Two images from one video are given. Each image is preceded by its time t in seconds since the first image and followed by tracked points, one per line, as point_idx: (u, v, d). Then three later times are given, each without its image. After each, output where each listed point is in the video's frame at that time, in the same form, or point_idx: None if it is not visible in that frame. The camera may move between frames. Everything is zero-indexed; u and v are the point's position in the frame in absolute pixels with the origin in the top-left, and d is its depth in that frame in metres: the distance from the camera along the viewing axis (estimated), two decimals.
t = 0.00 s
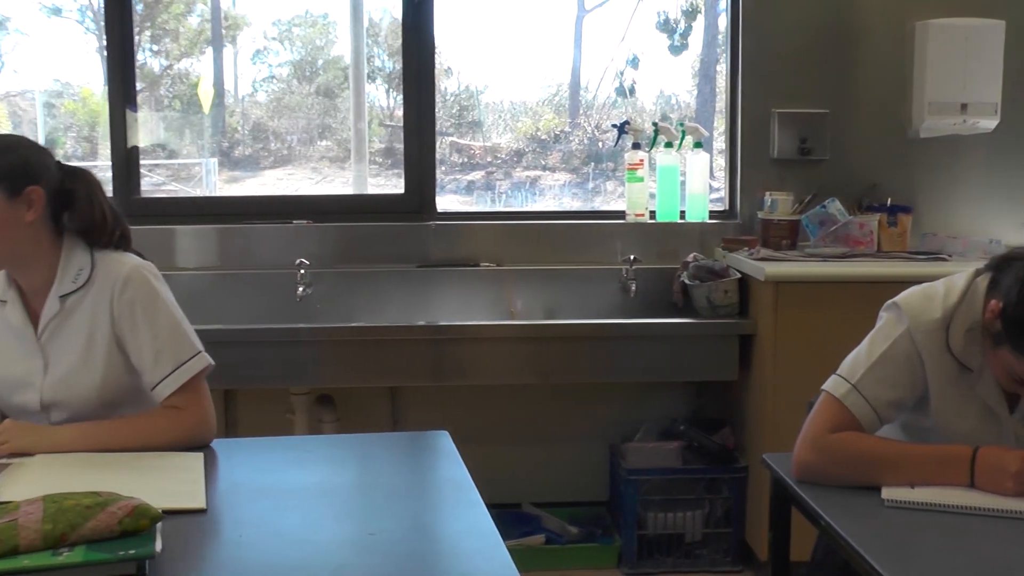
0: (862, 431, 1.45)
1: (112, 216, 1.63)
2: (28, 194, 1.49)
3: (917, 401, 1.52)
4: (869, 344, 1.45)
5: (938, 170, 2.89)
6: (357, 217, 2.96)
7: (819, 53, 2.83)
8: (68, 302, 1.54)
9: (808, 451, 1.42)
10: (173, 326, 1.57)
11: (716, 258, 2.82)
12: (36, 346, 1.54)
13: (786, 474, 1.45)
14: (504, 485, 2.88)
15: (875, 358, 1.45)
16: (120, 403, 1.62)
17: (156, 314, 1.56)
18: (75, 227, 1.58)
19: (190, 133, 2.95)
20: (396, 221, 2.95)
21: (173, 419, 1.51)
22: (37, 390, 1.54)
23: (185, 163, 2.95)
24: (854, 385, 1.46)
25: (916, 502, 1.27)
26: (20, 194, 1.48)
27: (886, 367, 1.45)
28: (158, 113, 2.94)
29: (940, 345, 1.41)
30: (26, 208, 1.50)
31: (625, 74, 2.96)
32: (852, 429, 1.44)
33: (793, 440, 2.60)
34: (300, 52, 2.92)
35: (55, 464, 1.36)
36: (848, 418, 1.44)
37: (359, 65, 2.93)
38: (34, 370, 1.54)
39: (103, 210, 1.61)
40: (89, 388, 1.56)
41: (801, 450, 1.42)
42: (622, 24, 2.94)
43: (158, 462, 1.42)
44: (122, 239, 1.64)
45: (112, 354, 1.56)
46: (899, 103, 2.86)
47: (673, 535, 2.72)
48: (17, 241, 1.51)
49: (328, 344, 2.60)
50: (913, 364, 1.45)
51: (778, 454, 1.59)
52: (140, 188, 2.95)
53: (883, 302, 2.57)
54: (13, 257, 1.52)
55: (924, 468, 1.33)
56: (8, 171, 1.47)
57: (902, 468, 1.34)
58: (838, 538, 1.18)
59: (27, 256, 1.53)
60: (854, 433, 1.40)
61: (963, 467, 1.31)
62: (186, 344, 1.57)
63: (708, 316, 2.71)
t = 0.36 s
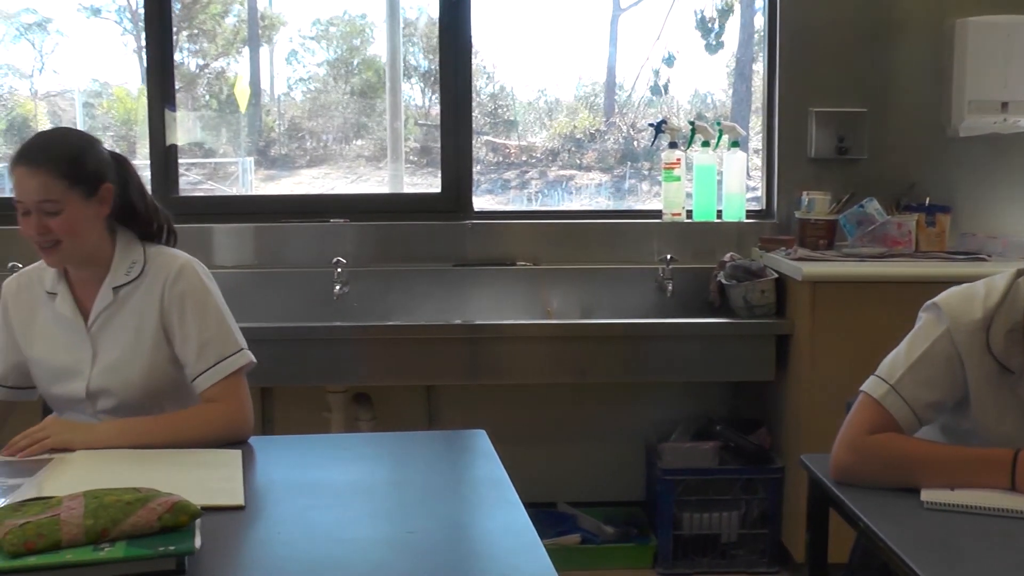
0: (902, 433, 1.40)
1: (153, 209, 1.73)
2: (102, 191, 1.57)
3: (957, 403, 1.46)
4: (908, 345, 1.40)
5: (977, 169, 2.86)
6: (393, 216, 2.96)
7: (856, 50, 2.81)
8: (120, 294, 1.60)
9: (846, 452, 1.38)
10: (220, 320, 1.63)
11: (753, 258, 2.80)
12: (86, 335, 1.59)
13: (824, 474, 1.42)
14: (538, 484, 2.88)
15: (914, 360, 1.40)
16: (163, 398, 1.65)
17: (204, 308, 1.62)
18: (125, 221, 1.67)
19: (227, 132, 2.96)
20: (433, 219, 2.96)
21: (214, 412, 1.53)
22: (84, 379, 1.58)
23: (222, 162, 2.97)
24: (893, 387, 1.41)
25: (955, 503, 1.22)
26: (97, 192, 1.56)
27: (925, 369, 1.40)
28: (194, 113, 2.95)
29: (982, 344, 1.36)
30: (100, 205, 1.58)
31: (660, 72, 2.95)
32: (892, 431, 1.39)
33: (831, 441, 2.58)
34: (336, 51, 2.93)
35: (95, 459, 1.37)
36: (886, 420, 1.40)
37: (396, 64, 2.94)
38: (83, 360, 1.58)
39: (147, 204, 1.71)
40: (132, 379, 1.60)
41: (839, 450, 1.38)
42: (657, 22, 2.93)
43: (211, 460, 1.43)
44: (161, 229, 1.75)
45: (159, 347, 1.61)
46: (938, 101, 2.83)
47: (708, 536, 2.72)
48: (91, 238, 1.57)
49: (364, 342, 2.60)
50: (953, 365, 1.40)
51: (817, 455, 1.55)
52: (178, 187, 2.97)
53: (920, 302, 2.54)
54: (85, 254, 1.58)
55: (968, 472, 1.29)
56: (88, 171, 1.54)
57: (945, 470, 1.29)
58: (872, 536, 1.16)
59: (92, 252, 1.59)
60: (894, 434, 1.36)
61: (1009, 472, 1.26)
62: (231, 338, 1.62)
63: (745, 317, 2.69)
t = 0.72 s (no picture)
0: (942, 436, 1.38)
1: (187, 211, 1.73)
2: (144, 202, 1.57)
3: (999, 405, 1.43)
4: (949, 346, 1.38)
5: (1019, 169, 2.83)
6: (430, 216, 2.97)
7: (894, 49, 2.79)
8: (161, 299, 1.62)
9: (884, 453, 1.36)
10: (257, 324, 1.65)
11: (791, 258, 2.79)
12: (126, 341, 1.62)
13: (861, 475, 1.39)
14: (573, 484, 2.88)
15: (954, 361, 1.38)
16: (202, 398, 1.68)
17: (242, 311, 1.65)
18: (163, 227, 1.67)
19: (264, 131, 2.97)
20: (471, 218, 2.97)
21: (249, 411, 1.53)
22: (127, 384, 1.61)
23: (259, 161, 2.98)
24: (932, 388, 1.39)
25: (997, 505, 1.20)
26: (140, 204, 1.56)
27: (966, 371, 1.38)
28: (232, 113, 2.97)
29: None
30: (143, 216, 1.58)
31: (696, 71, 2.94)
32: (933, 433, 1.36)
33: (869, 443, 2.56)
34: (372, 51, 2.94)
35: (139, 458, 1.37)
36: (926, 422, 1.37)
37: (432, 63, 2.95)
38: (125, 365, 1.61)
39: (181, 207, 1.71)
40: (172, 383, 1.63)
41: (877, 452, 1.35)
42: (693, 21, 2.92)
43: (266, 458, 1.44)
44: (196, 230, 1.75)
45: (198, 350, 1.64)
46: (978, 100, 2.80)
47: (744, 537, 2.71)
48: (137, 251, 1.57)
49: (400, 342, 2.60)
50: (995, 367, 1.37)
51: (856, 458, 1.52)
52: (217, 186, 2.99)
53: (959, 304, 2.50)
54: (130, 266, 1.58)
55: (1010, 477, 1.26)
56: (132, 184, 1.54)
57: (987, 474, 1.27)
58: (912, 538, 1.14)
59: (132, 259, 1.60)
60: (933, 437, 1.34)
61: None
62: (268, 340, 1.64)
63: (782, 317, 2.68)
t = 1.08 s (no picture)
0: (982, 439, 1.37)
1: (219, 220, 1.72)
2: (149, 204, 1.58)
3: None
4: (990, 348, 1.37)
5: None
6: (465, 215, 2.98)
7: (931, 48, 2.77)
8: (184, 304, 1.62)
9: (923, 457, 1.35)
10: (285, 326, 1.65)
11: (828, 259, 2.77)
12: (152, 345, 1.61)
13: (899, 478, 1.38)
14: (607, 484, 2.87)
15: (994, 363, 1.37)
16: (230, 399, 1.68)
17: (268, 314, 1.64)
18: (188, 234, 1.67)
19: (299, 131, 2.99)
20: (506, 217, 2.97)
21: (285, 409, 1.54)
22: (154, 389, 1.61)
23: (295, 161, 2.99)
24: (972, 391, 1.38)
25: None
26: (143, 205, 1.56)
27: (1007, 372, 1.37)
28: (268, 113, 2.98)
29: None
30: (149, 219, 1.58)
31: (732, 71, 2.93)
32: (972, 435, 1.36)
33: (907, 446, 2.54)
34: (407, 51, 2.95)
35: (174, 457, 1.37)
36: (965, 425, 1.37)
37: (467, 63, 2.95)
38: (151, 369, 1.61)
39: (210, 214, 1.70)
40: (199, 386, 1.63)
41: (915, 455, 1.34)
42: (728, 21, 2.91)
43: (307, 457, 1.44)
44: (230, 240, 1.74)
45: (224, 353, 1.64)
46: (1016, 98, 2.77)
47: (780, 539, 2.70)
48: (141, 252, 1.58)
49: (436, 341, 2.60)
50: None
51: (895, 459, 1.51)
52: (254, 186, 3.01)
53: (996, 307, 2.47)
54: (135, 267, 1.58)
55: None
56: (131, 184, 1.55)
57: None
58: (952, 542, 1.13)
59: (147, 262, 1.60)
60: (972, 440, 1.33)
61: None
62: (297, 342, 1.64)
63: (819, 318, 2.66)
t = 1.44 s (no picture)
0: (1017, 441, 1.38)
1: (238, 235, 1.68)
2: (146, 225, 1.58)
3: None
4: None
5: None
6: (498, 214, 2.98)
7: (966, 45, 2.75)
8: (190, 314, 1.63)
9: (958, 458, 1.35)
10: (297, 339, 1.62)
11: (863, 258, 2.75)
12: (164, 351, 1.65)
13: (934, 478, 1.37)
14: (641, 484, 2.87)
15: None
16: (246, 400, 1.71)
17: (278, 327, 1.62)
18: (199, 250, 1.66)
19: (332, 129, 3.00)
20: (540, 216, 2.97)
21: (314, 409, 1.54)
22: (167, 393, 1.65)
23: (328, 159, 3.00)
24: (1009, 391, 1.39)
25: None
26: (138, 225, 1.57)
27: None
28: (301, 112, 3.00)
29: None
30: (145, 239, 1.58)
31: (765, 69, 2.91)
32: (1009, 437, 1.36)
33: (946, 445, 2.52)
34: (440, 50, 2.95)
35: (213, 456, 1.38)
36: (1000, 426, 1.37)
37: (500, 61, 2.95)
38: (163, 374, 1.65)
39: (228, 231, 1.67)
40: (211, 391, 1.66)
41: (951, 456, 1.34)
42: (761, 19, 2.90)
43: (342, 455, 1.44)
44: (252, 256, 1.70)
45: (235, 361, 1.65)
46: None
47: (813, 539, 2.69)
48: (135, 267, 1.60)
49: (469, 339, 2.60)
50: None
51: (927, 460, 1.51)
52: (288, 184, 3.02)
53: None
54: (132, 278, 1.61)
55: None
56: (126, 203, 1.56)
57: None
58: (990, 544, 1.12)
59: (147, 277, 1.63)
60: (1009, 442, 1.33)
61: None
62: (312, 355, 1.62)
63: (853, 318, 2.64)
